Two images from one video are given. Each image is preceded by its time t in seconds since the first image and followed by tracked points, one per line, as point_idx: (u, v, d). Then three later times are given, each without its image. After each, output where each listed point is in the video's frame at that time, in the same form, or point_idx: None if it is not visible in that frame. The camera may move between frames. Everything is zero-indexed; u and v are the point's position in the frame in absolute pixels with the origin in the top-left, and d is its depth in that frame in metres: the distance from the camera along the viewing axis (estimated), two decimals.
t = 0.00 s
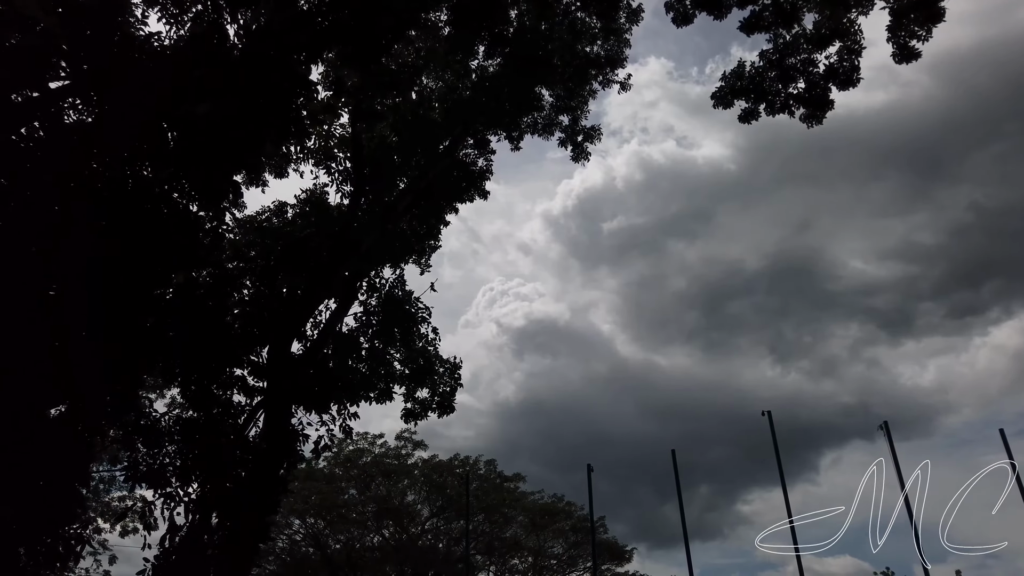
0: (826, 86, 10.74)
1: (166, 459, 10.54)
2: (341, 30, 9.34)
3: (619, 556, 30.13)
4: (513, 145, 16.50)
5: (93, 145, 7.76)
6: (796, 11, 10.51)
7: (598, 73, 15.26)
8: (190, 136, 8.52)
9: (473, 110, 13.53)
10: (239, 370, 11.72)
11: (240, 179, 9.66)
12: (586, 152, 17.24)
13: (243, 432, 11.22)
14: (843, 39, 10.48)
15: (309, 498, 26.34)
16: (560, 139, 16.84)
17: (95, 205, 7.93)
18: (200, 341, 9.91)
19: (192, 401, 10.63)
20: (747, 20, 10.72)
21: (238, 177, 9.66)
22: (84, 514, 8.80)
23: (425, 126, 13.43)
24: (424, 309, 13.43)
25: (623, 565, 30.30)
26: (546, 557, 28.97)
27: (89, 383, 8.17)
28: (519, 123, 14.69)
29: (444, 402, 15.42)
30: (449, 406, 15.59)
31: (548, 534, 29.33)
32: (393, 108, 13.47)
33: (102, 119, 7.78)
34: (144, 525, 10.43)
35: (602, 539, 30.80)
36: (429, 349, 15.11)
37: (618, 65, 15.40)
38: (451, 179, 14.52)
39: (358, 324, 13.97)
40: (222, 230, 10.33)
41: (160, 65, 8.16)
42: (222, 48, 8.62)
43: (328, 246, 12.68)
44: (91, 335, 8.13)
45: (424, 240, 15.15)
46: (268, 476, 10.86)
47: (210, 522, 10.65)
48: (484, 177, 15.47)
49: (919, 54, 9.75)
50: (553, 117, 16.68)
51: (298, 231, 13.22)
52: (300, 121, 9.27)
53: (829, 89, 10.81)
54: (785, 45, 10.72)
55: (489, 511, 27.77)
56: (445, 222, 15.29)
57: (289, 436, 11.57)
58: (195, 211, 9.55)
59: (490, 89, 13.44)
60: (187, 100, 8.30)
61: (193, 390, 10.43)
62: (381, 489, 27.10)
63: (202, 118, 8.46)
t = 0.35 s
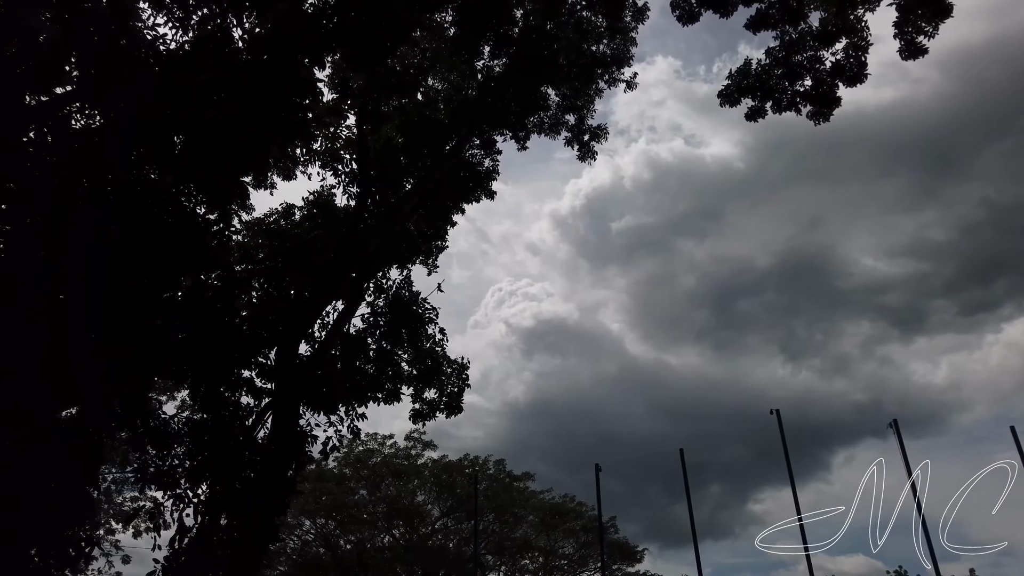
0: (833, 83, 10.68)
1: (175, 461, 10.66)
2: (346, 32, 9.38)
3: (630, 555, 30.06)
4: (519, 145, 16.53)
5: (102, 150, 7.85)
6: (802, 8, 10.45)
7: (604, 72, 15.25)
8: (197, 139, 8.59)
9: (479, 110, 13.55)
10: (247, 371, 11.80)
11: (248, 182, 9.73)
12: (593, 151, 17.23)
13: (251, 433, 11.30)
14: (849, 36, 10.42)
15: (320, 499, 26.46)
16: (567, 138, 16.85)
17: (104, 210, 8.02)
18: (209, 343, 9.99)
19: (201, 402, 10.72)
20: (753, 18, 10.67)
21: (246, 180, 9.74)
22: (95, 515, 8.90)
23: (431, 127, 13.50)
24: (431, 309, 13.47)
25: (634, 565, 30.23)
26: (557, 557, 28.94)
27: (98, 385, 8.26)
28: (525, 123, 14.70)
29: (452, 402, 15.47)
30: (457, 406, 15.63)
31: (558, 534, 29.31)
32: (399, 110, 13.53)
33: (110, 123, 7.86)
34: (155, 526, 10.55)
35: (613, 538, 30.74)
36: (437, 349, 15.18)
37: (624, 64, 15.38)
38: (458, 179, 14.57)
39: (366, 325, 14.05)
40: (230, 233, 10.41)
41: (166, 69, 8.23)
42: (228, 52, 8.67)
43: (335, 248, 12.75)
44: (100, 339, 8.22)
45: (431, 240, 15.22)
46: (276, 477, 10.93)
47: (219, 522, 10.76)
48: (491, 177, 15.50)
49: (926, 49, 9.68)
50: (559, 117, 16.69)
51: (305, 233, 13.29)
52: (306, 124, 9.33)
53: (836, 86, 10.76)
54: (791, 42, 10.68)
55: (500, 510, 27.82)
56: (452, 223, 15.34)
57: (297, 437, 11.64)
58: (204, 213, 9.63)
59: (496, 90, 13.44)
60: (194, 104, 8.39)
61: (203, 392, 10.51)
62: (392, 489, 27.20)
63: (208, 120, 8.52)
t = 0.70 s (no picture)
0: (840, 81, 10.62)
1: (184, 463, 10.72)
2: (351, 34, 9.43)
3: (641, 555, 29.99)
4: (526, 145, 16.54)
5: (107, 154, 7.91)
6: (809, 5, 10.39)
7: (610, 71, 15.22)
8: (202, 143, 8.63)
9: (485, 111, 13.55)
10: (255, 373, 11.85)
11: (255, 185, 9.77)
12: (599, 150, 17.22)
13: (259, 436, 11.35)
14: (856, 33, 10.37)
15: (330, 501, 26.55)
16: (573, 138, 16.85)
17: (112, 214, 8.09)
18: (217, 346, 10.05)
19: (209, 405, 10.78)
20: (758, 16, 10.64)
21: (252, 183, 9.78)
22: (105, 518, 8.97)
23: (436, 128, 13.55)
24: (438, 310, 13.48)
25: (645, 564, 30.15)
26: (567, 556, 28.90)
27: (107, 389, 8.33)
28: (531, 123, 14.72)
29: (459, 402, 15.51)
30: (464, 407, 15.66)
31: (568, 534, 29.27)
32: (404, 111, 13.57)
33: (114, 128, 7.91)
34: (164, 528, 10.61)
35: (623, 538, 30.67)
36: (444, 350, 15.22)
37: (630, 63, 15.36)
38: (463, 180, 14.60)
39: (373, 327, 14.09)
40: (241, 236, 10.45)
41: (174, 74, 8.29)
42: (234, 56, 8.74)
43: (342, 249, 12.79)
44: (109, 342, 8.30)
45: (437, 241, 15.27)
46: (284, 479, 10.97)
47: (228, 524, 10.81)
48: (497, 177, 15.53)
49: (934, 45, 9.60)
50: (565, 116, 16.70)
51: (313, 236, 13.35)
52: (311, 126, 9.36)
53: (843, 84, 10.70)
54: (798, 40, 10.63)
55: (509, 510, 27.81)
56: (459, 224, 15.38)
57: (305, 439, 11.67)
58: (211, 217, 9.68)
59: (501, 90, 13.43)
60: (198, 108, 8.42)
61: (212, 394, 10.58)
62: (402, 489, 27.28)
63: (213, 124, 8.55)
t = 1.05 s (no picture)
0: (837, 81, 10.65)
1: (180, 463, 10.74)
2: (348, 35, 9.44)
3: (640, 554, 30.00)
4: (524, 145, 16.54)
5: (103, 156, 7.90)
6: (806, 6, 10.41)
7: (607, 71, 15.24)
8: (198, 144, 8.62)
9: (482, 112, 13.57)
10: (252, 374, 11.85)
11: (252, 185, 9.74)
12: (597, 151, 17.24)
13: (256, 436, 11.36)
14: (853, 34, 10.40)
15: (329, 501, 26.55)
16: (571, 138, 16.87)
17: (107, 215, 8.09)
18: (213, 347, 10.05)
19: (206, 405, 10.79)
20: (755, 17, 10.66)
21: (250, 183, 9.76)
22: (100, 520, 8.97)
23: (434, 129, 13.58)
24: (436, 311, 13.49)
25: (644, 564, 30.17)
26: (566, 556, 28.89)
27: (102, 390, 8.34)
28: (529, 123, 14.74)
29: (456, 403, 15.54)
30: (462, 407, 15.68)
31: (567, 534, 29.29)
32: (402, 112, 13.58)
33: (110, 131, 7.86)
34: (160, 528, 10.65)
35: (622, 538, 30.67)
36: (441, 350, 15.24)
37: (627, 63, 15.38)
38: (462, 181, 14.61)
39: (370, 327, 14.10)
40: (238, 236, 10.45)
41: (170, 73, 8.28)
42: (231, 53, 8.70)
43: (339, 250, 12.79)
44: (105, 345, 8.31)
45: (435, 242, 15.29)
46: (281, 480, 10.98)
47: (224, 525, 10.85)
48: (495, 178, 15.55)
49: (930, 46, 9.63)
50: (563, 117, 16.73)
51: (310, 236, 13.34)
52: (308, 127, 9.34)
53: (840, 85, 10.72)
54: (795, 41, 10.66)
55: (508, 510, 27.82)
56: (457, 224, 15.40)
57: (302, 440, 11.66)
58: (208, 217, 9.66)
59: (499, 90, 13.47)
60: (194, 111, 8.34)
61: (208, 395, 10.58)
62: (401, 490, 27.29)
63: (208, 127, 8.48)
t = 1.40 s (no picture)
0: (833, 83, 10.72)
1: (175, 463, 10.77)
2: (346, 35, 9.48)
3: (636, 554, 30.07)
4: (520, 146, 16.58)
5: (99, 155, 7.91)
6: (802, 7, 10.47)
7: (604, 72, 15.30)
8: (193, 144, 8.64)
9: (479, 112, 13.62)
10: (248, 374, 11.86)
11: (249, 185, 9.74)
12: (593, 151, 17.28)
13: (251, 437, 11.38)
14: (849, 36, 10.47)
15: (325, 502, 26.53)
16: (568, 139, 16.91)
17: (103, 216, 8.11)
18: (209, 347, 10.06)
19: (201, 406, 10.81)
20: (752, 18, 10.71)
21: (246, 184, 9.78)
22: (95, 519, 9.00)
23: (432, 129, 13.69)
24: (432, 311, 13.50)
25: (640, 564, 30.23)
26: (563, 556, 28.94)
27: (97, 391, 8.37)
28: (526, 124, 14.80)
29: (452, 403, 15.57)
30: (458, 407, 15.71)
31: (563, 533, 29.35)
32: (398, 112, 13.59)
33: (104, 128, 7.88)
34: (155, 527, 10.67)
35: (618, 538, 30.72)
36: (437, 350, 15.26)
37: (624, 65, 15.44)
38: (458, 182, 14.65)
39: (366, 328, 14.12)
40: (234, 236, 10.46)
41: (165, 74, 8.29)
42: (227, 53, 8.67)
43: (335, 250, 12.81)
44: (100, 344, 8.33)
45: (432, 242, 15.32)
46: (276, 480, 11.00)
47: (219, 524, 10.88)
48: (492, 178, 15.60)
49: (926, 48, 9.70)
50: (560, 117, 16.77)
51: (306, 236, 13.35)
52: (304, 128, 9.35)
53: (836, 86, 10.78)
54: (791, 43, 10.72)
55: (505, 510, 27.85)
56: (453, 224, 15.43)
57: (297, 440, 11.67)
58: (204, 217, 9.67)
59: (497, 91, 13.54)
60: (190, 110, 8.37)
61: (204, 395, 10.59)
62: (397, 490, 27.30)
63: (205, 125, 8.51)
